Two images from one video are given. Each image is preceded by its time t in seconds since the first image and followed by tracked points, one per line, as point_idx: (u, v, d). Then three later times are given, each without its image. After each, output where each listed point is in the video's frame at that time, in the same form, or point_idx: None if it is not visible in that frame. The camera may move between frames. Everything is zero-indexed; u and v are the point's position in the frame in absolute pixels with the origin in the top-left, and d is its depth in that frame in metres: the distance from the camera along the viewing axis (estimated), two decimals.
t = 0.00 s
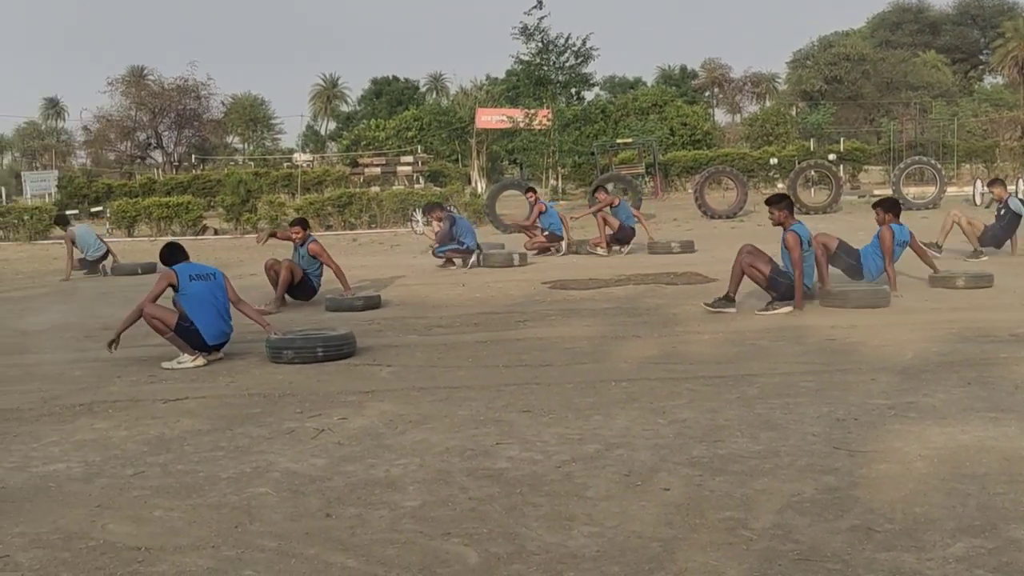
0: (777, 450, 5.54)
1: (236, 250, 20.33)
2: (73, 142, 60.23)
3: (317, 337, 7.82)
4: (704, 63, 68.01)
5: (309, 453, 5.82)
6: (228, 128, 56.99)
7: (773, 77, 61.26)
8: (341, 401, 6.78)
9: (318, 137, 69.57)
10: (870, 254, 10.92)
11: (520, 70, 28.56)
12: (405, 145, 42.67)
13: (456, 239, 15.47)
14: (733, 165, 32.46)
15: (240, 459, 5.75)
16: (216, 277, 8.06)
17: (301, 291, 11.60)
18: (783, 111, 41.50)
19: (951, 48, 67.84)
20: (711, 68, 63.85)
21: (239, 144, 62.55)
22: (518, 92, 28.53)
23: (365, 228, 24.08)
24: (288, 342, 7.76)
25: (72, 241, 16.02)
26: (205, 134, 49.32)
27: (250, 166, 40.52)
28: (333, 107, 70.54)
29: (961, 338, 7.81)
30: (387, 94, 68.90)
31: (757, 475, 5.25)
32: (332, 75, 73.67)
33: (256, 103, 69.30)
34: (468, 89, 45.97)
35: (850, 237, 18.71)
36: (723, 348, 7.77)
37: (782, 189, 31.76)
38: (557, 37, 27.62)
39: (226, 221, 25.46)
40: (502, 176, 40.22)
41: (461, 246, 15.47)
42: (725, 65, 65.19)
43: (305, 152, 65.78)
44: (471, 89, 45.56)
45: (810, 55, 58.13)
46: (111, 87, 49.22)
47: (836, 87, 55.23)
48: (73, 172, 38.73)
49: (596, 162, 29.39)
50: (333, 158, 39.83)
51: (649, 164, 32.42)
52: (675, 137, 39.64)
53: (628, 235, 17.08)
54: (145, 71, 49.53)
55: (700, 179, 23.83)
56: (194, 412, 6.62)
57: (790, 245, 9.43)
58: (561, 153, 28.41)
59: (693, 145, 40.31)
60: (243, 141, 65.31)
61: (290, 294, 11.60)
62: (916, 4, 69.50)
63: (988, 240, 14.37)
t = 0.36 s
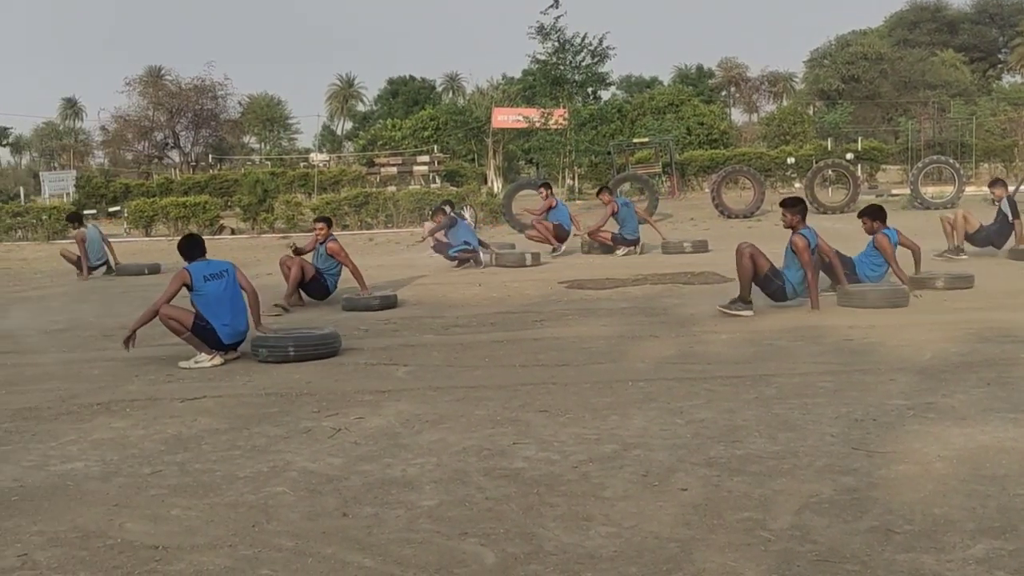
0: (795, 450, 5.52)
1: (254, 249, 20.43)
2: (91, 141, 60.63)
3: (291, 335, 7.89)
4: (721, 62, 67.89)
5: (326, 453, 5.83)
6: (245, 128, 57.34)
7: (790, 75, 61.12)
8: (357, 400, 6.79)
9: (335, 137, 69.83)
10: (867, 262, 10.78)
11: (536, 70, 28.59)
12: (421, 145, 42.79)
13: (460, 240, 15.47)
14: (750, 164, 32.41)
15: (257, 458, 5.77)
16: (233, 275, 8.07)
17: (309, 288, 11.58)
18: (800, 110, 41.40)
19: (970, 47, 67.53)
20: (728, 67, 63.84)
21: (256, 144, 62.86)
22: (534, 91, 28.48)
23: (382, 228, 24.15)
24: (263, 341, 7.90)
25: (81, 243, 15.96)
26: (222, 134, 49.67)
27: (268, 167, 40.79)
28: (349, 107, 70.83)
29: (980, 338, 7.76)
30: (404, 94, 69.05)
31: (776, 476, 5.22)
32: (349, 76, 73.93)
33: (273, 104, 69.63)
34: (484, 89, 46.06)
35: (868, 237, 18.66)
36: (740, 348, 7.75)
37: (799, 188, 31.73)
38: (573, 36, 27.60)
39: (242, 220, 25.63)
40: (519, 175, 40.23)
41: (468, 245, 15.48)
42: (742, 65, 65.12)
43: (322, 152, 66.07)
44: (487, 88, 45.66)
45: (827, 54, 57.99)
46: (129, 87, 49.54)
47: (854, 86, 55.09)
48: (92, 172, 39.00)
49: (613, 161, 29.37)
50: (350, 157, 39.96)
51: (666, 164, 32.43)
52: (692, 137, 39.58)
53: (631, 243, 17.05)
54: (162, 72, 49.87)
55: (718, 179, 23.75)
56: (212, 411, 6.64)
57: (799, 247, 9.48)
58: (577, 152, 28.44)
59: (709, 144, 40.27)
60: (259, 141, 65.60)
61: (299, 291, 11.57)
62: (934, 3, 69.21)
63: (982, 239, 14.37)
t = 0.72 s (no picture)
0: (809, 450, 5.52)
1: (267, 248, 20.51)
2: (102, 140, 60.96)
3: (287, 335, 7.92)
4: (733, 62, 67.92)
5: (338, 452, 5.83)
6: (256, 127, 57.56)
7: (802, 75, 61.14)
8: (370, 399, 6.79)
9: (346, 136, 70.03)
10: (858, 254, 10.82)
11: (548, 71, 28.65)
12: (433, 144, 42.89)
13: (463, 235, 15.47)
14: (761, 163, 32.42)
15: (270, 457, 5.77)
16: (248, 272, 8.01)
17: (319, 287, 11.56)
18: (811, 110, 41.37)
19: (982, 47, 67.45)
20: (739, 67, 63.93)
21: (267, 143, 63.05)
22: (546, 92, 28.59)
23: (394, 227, 24.19)
24: (260, 340, 7.95)
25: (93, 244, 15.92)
26: (233, 134, 49.85)
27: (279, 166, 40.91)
28: (361, 106, 71.04)
29: (994, 339, 7.74)
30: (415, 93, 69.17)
31: (789, 476, 5.22)
32: (360, 75, 74.14)
33: (285, 103, 69.88)
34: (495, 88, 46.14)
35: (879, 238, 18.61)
36: (752, 348, 7.74)
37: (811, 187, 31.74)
38: (585, 35, 27.57)
39: (254, 219, 25.71)
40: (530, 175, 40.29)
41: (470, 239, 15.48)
42: (753, 65, 65.19)
43: (333, 151, 66.25)
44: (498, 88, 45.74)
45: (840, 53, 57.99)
46: (140, 87, 49.80)
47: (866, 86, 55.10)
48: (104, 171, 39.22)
49: (624, 160, 29.41)
50: (361, 157, 40.02)
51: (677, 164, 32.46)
52: (703, 137, 39.60)
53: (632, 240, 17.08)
54: (174, 71, 50.10)
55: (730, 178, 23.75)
56: (224, 410, 6.65)
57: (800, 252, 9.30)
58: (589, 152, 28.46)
59: (721, 144, 40.28)
60: (271, 140, 65.83)
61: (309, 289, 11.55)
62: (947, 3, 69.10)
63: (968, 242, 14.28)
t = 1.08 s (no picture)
0: (819, 450, 5.51)
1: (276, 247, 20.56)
2: (110, 140, 61.22)
3: (296, 336, 7.94)
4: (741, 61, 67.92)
5: (347, 452, 5.83)
6: (264, 127, 57.74)
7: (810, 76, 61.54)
8: (379, 399, 6.79)
9: (354, 136, 70.21)
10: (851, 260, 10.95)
11: (555, 69, 28.35)
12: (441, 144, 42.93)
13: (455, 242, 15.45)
14: (769, 163, 32.43)
15: (279, 457, 5.77)
16: (259, 273, 8.01)
17: (329, 288, 11.57)
18: (820, 109, 41.37)
19: (991, 46, 67.37)
20: (747, 67, 64.14)
21: (275, 143, 63.28)
22: (553, 91, 28.42)
23: (402, 227, 24.24)
24: (268, 340, 7.95)
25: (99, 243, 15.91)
26: (241, 134, 50.03)
27: (287, 167, 41.14)
28: (368, 106, 71.29)
29: (1004, 339, 7.72)
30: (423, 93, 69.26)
31: (799, 476, 5.21)
32: (368, 75, 74.41)
33: (293, 103, 70.12)
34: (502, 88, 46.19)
35: (887, 239, 18.60)
36: (761, 348, 7.74)
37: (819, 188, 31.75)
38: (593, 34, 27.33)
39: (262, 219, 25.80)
40: (537, 175, 40.32)
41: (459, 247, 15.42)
42: (762, 65, 65.23)
43: (341, 151, 66.44)
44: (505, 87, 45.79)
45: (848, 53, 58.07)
46: (149, 87, 50.00)
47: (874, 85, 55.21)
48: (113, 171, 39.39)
49: (632, 160, 29.44)
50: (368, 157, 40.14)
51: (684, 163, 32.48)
52: (711, 137, 39.62)
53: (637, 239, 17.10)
54: (182, 71, 50.29)
55: (737, 179, 23.74)
56: (234, 409, 6.65)
57: (775, 247, 9.26)
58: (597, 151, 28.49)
59: (730, 144, 40.27)
60: (279, 141, 66.00)
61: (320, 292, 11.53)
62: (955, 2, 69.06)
63: (952, 244, 14.37)
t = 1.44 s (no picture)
0: (824, 451, 5.52)
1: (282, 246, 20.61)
2: (115, 140, 61.41)
3: (300, 335, 7.94)
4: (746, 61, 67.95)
5: (352, 452, 5.83)
6: (268, 127, 57.84)
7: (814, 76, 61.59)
8: (384, 399, 6.80)
9: (358, 135, 70.32)
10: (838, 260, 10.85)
11: (559, 70, 28.52)
12: (445, 144, 43.00)
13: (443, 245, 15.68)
14: (774, 163, 32.47)
15: (285, 457, 5.77)
16: (247, 276, 7.99)
17: (336, 288, 11.59)
18: (824, 109, 41.40)
19: (996, 46, 67.30)
20: (751, 67, 64.25)
21: (279, 143, 63.40)
22: (558, 91, 28.52)
23: (407, 227, 24.28)
24: (274, 340, 7.95)
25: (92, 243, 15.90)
26: (246, 134, 50.17)
27: (291, 167, 41.28)
28: (373, 106, 71.42)
29: (1009, 339, 7.73)
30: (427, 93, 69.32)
31: (804, 477, 5.21)
32: (373, 76, 74.55)
33: (298, 104, 70.25)
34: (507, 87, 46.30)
35: (894, 238, 18.59)
36: (766, 348, 7.75)
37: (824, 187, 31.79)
38: (597, 34, 27.37)
39: (267, 219, 25.85)
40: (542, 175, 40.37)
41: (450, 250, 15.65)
42: (767, 65, 65.27)
43: (346, 151, 66.57)
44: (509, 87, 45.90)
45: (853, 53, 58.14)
46: (154, 87, 50.12)
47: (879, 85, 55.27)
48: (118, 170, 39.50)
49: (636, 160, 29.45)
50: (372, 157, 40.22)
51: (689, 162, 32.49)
52: (715, 137, 39.62)
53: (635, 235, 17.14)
54: (187, 72, 50.42)
55: (741, 178, 23.75)
56: (240, 409, 6.66)
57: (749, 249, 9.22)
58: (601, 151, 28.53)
59: (734, 143, 40.28)
60: (284, 140, 66.10)
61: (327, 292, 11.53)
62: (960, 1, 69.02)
63: (929, 242, 14.52)
